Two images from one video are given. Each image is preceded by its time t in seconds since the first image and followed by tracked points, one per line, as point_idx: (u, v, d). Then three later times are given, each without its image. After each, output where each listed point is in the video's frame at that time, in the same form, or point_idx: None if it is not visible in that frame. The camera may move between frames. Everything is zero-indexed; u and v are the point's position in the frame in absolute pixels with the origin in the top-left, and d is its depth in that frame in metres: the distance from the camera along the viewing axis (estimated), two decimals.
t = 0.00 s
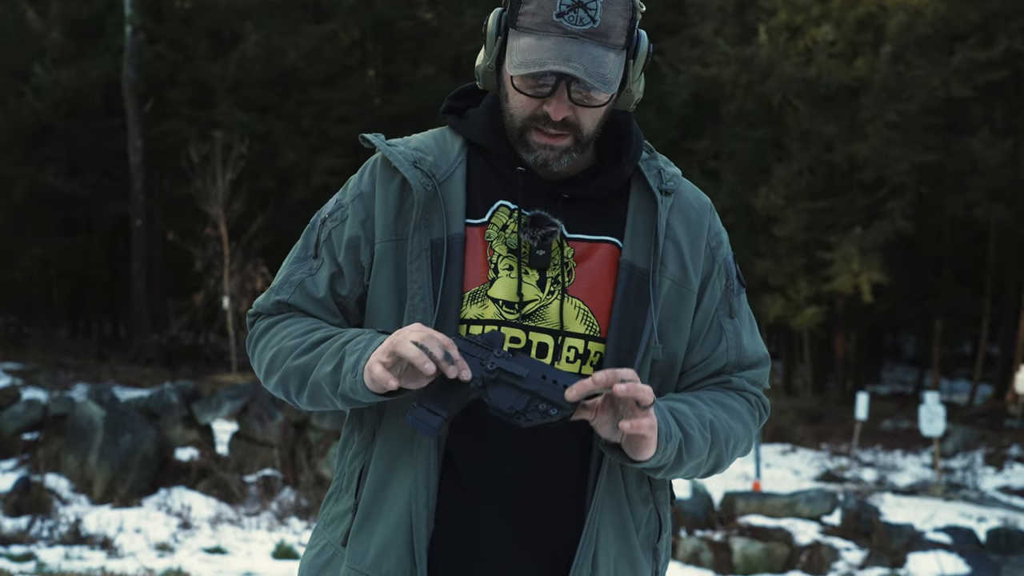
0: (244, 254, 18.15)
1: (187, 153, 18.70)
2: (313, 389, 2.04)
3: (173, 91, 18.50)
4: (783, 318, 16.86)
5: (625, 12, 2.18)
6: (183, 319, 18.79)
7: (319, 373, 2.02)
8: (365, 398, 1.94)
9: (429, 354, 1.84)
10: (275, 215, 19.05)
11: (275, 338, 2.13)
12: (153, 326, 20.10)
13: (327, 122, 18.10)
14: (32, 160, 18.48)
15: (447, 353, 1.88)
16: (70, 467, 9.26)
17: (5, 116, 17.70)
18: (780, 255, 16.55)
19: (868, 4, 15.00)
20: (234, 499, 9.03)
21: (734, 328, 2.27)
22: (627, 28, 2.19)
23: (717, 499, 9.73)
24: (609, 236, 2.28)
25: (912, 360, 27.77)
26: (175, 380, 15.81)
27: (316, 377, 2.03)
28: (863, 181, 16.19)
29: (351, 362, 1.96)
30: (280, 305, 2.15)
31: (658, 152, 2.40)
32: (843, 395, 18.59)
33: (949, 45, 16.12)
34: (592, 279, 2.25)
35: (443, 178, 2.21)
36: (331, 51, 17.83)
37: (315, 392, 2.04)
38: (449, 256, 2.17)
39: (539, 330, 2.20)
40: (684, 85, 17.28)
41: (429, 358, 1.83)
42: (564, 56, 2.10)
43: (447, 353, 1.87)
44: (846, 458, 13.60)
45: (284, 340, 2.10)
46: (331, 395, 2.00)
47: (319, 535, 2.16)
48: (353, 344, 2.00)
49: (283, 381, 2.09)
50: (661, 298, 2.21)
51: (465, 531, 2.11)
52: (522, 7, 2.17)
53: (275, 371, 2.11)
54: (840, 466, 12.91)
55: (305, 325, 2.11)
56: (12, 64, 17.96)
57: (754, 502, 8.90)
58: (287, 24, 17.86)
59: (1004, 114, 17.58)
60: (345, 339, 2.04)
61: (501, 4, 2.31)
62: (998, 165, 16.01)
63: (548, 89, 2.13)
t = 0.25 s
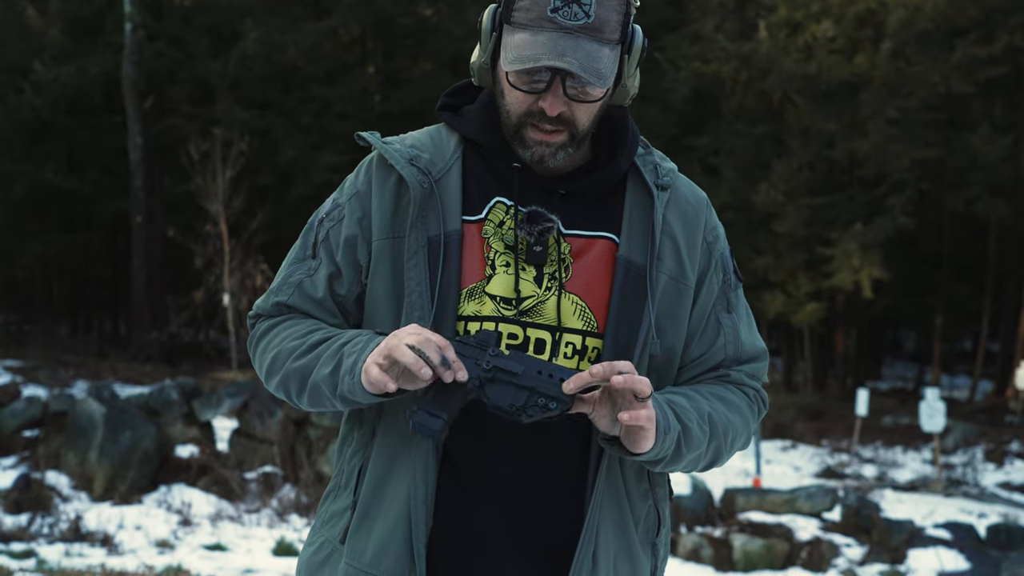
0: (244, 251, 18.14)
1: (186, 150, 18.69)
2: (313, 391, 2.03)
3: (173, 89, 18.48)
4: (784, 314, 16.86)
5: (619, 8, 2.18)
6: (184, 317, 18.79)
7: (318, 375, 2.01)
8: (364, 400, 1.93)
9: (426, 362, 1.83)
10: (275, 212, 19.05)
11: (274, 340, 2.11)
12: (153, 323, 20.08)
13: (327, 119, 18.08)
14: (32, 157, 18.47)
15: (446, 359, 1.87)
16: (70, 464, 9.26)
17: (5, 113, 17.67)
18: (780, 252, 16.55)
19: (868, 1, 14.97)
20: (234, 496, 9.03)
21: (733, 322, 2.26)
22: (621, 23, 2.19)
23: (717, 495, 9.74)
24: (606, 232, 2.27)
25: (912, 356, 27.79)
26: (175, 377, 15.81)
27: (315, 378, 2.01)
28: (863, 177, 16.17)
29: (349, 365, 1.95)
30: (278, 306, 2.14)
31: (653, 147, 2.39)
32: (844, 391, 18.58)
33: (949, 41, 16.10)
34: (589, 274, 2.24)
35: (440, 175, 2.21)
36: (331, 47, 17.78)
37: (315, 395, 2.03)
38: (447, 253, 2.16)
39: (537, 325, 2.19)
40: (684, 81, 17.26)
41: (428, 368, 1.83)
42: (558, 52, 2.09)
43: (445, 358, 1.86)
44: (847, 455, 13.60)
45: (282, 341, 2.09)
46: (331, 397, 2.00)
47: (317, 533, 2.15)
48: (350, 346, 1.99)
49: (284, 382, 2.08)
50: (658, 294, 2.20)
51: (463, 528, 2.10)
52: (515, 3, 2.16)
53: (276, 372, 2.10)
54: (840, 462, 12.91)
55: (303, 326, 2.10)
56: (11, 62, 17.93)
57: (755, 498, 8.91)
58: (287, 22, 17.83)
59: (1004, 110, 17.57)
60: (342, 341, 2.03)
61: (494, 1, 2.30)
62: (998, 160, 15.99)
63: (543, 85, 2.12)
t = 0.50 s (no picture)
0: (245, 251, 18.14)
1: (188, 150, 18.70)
2: (309, 376, 2.01)
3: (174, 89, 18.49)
4: (784, 314, 16.86)
5: (613, 6, 2.17)
6: (185, 316, 18.80)
7: (313, 361, 1.99)
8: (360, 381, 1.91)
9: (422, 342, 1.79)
10: (275, 212, 19.06)
11: (268, 335, 2.11)
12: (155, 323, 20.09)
13: (328, 119, 18.08)
14: (33, 157, 18.49)
15: (443, 333, 1.83)
16: (71, 464, 9.26)
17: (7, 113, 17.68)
18: (781, 251, 16.55)
19: None
20: (235, 495, 9.04)
21: (728, 320, 2.26)
22: (615, 21, 2.18)
23: (718, 495, 9.73)
24: (601, 231, 2.26)
25: (914, 355, 27.79)
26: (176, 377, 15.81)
27: (310, 366, 2.00)
28: (864, 176, 16.16)
29: (343, 346, 1.93)
30: (272, 303, 2.14)
31: (648, 146, 2.39)
32: (845, 390, 18.58)
33: (950, 40, 16.10)
34: (584, 273, 2.23)
35: (435, 175, 2.20)
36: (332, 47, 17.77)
37: (311, 382, 2.02)
38: (442, 252, 2.16)
39: (532, 325, 2.19)
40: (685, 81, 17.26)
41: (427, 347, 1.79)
42: (552, 49, 2.08)
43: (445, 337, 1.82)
44: (848, 454, 13.60)
45: (276, 336, 2.09)
46: (327, 383, 1.98)
47: (313, 532, 2.15)
48: (343, 330, 1.97)
49: (279, 375, 2.07)
50: (653, 291, 2.19)
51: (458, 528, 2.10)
52: (510, 2, 2.15)
53: (271, 368, 2.09)
54: (842, 462, 12.90)
55: (297, 320, 2.09)
56: (13, 62, 17.95)
57: (755, 498, 8.90)
58: (288, 21, 17.85)
59: (1005, 109, 17.57)
60: (335, 325, 2.02)
61: (489, 0, 2.30)
62: (998, 159, 15.98)
63: (538, 82, 2.11)
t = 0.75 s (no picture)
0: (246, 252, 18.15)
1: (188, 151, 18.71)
2: (310, 362, 2.02)
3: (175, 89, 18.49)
4: (785, 314, 16.86)
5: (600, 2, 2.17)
6: (185, 317, 18.80)
7: (313, 346, 2.00)
8: (364, 359, 1.93)
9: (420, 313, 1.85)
10: (276, 212, 19.06)
11: (264, 331, 2.11)
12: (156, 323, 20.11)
13: (329, 119, 18.07)
14: (34, 158, 18.49)
15: (444, 306, 1.90)
16: (72, 465, 9.26)
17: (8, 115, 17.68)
18: (782, 251, 16.54)
19: None
20: (236, 496, 9.03)
21: (723, 319, 2.25)
22: (603, 16, 2.18)
23: (719, 495, 9.71)
24: (595, 229, 2.26)
25: (915, 355, 27.79)
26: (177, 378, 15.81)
27: (311, 351, 2.01)
28: (865, 176, 16.15)
29: (344, 326, 1.94)
30: (267, 302, 2.14)
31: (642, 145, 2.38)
32: (846, 390, 18.58)
33: (951, 40, 16.09)
34: (577, 271, 2.23)
35: (429, 175, 2.20)
36: (333, 48, 17.74)
37: (312, 369, 2.02)
38: (436, 251, 2.16)
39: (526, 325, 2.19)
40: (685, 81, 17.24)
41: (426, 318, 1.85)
42: (538, 43, 2.08)
43: (445, 311, 1.89)
44: (849, 454, 13.58)
45: (272, 332, 2.09)
46: (330, 365, 1.99)
47: (310, 534, 2.14)
48: (342, 311, 1.99)
49: (277, 369, 2.07)
50: (647, 288, 2.19)
51: (453, 528, 2.09)
52: None
53: (268, 364, 2.09)
54: (843, 462, 12.88)
55: (293, 315, 2.10)
56: (13, 63, 17.95)
57: (756, 498, 8.88)
58: (288, 22, 17.86)
59: (1006, 109, 17.55)
60: (333, 308, 2.03)
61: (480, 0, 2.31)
62: (999, 159, 15.97)
63: (526, 79, 2.11)
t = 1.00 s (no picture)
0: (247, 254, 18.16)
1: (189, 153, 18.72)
2: (306, 365, 2.02)
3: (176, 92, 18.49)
4: (786, 316, 16.86)
5: None
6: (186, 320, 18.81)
7: (309, 348, 2.00)
8: (359, 361, 1.94)
9: (413, 310, 1.84)
10: (277, 215, 19.08)
11: (261, 334, 2.11)
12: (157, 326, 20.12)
13: (329, 122, 18.08)
14: (35, 162, 18.51)
15: (439, 303, 1.89)
16: (73, 468, 9.25)
17: (8, 118, 17.68)
18: (783, 254, 16.55)
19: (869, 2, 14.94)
20: (237, 499, 9.02)
21: (721, 320, 2.25)
22: (596, 14, 2.18)
23: (720, 497, 9.70)
24: (593, 230, 2.26)
25: (916, 357, 27.79)
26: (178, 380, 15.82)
27: (307, 353, 2.01)
28: (866, 178, 16.14)
29: (339, 328, 1.95)
30: (264, 306, 2.14)
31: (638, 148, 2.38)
32: (847, 392, 18.56)
33: (952, 42, 16.08)
34: (575, 272, 2.23)
35: (426, 178, 2.20)
36: (333, 51, 17.74)
37: (309, 371, 2.02)
38: (433, 254, 2.16)
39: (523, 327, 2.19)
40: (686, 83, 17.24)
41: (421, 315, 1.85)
42: (532, 38, 2.09)
43: (442, 309, 1.88)
44: (850, 456, 13.57)
45: (269, 335, 2.09)
46: (325, 366, 1.99)
47: (309, 538, 2.14)
48: (339, 312, 1.99)
49: (274, 371, 2.07)
50: (644, 290, 2.19)
51: (452, 531, 2.08)
52: None
53: (264, 367, 2.09)
54: (844, 464, 12.86)
55: (288, 318, 2.10)
56: (14, 66, 17.96)
57: (756, 501, 8.86)
58: (289, 25, 17.77)
59: (1007, 111, 17.54)
60: (331, 308, 2.03)
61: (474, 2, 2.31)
62: (1000, 161, 15.97)
63: (520, 77, 2.12)
